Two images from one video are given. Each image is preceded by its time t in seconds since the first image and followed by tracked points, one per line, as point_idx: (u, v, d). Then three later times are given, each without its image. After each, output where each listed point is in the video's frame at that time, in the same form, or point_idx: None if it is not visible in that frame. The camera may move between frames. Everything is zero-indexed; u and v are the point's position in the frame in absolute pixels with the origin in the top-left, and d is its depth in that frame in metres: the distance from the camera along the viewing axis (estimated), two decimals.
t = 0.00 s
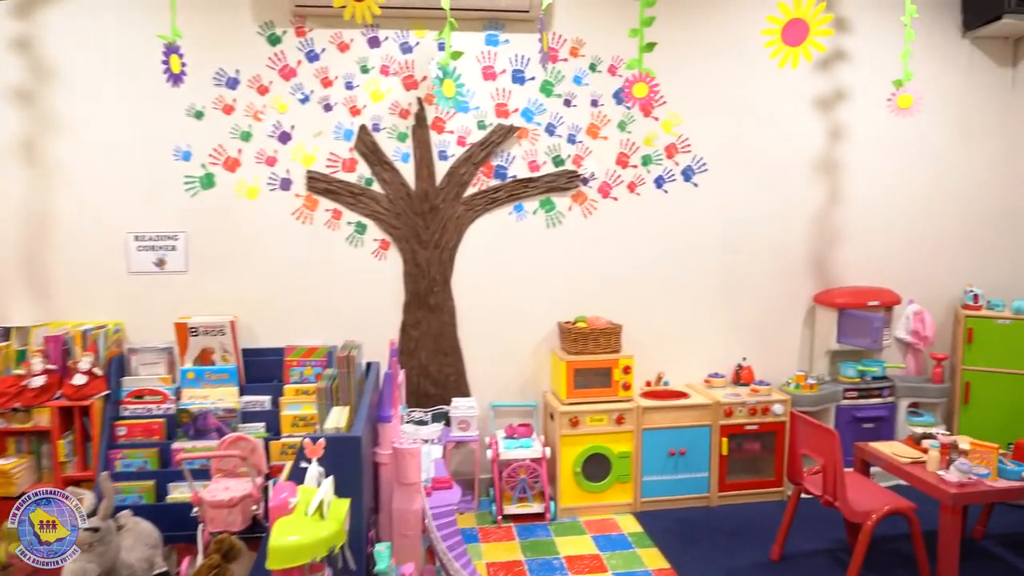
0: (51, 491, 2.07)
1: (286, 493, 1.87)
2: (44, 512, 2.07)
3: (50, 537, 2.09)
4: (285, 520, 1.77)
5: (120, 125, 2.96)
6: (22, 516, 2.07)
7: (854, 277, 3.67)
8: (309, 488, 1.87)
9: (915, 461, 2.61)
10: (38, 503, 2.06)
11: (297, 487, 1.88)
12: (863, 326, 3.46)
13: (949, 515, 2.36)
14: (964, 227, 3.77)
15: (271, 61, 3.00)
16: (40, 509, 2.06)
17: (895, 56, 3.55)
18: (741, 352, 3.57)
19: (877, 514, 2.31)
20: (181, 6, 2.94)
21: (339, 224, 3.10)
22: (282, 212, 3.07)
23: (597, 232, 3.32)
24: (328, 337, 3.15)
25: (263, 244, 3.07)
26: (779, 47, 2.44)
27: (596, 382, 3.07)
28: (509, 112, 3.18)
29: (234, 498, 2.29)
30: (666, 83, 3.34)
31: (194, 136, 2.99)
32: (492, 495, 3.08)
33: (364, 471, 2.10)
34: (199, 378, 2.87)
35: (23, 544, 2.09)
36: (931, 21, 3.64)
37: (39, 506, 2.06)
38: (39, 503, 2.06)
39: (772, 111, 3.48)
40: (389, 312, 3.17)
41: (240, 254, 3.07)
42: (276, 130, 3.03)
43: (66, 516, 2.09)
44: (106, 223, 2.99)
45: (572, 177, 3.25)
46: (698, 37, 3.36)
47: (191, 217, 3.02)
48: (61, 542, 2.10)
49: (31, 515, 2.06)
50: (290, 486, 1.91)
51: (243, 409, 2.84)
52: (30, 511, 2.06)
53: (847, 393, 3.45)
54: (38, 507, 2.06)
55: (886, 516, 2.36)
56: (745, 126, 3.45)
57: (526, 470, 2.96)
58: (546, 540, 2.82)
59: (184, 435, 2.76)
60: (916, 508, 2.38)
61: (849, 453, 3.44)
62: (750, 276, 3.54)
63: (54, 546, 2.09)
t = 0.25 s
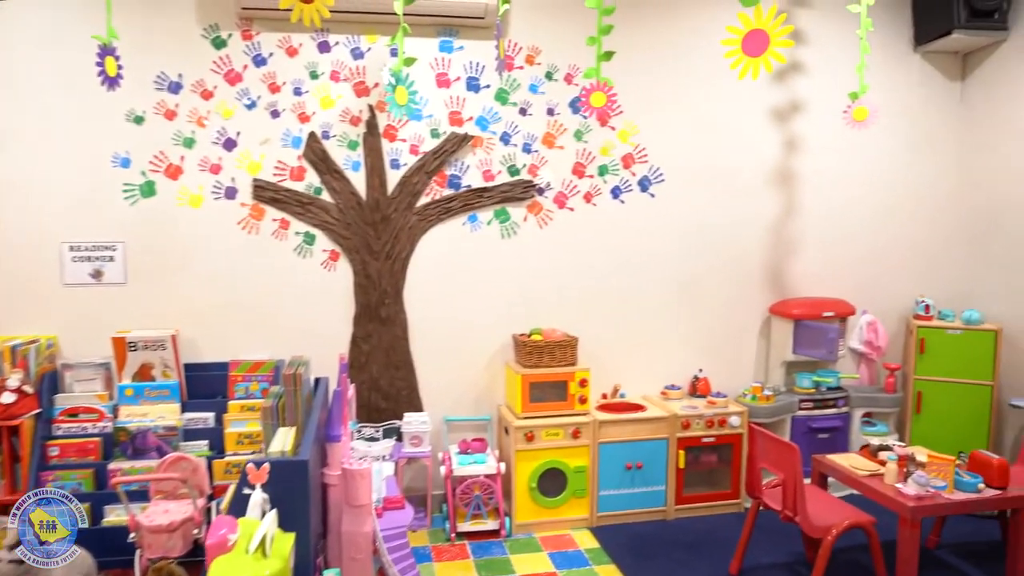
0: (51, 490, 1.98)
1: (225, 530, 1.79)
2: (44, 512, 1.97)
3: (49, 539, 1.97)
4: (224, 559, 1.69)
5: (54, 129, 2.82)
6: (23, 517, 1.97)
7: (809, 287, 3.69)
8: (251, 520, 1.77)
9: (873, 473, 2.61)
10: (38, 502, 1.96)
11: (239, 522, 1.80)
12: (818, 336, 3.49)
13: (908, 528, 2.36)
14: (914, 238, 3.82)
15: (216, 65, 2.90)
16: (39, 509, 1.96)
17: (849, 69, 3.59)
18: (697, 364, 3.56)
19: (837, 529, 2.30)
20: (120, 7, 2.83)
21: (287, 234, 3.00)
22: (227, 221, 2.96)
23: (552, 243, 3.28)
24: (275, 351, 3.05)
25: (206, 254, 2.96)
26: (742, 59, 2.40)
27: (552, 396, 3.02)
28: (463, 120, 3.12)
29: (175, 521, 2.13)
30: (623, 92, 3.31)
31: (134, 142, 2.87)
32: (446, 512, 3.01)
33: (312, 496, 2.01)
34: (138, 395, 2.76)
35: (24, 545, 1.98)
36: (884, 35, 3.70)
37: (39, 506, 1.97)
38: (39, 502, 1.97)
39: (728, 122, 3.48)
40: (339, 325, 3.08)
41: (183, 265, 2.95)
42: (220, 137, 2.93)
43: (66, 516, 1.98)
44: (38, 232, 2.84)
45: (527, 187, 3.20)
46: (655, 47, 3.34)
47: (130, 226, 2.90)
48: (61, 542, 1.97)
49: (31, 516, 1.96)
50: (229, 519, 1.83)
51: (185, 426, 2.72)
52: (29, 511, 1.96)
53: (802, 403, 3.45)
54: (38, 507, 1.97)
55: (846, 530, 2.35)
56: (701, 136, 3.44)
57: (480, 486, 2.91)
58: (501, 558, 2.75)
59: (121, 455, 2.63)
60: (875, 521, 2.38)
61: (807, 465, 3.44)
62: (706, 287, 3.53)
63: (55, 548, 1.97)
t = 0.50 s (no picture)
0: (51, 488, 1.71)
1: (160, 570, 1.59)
2: (44, 511, 1.69)
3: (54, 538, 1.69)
4: None
5: None
6: (20, 517, 1.69)
7: (762, 299, 3.70)
8: (187, 559, 1.62)
9: (830, 489, 2.64)
10: (39, 500, 1.69)
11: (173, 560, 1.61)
12: (772, 349, 3.49)
13: (866, 545, 2.39)
14: (865, 250, 3.87)
15: (156, 66, 2.78)
16: (40, 508, 1.68)
17: (801, 83, 3.62)
18: (652, 377, 3.53)
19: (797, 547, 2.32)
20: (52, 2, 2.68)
21: (231, 243, 2.88)
22: (166, 229, 2.83)
23: (507, 254, 3.22)
24: (218, 365, 2.92)
25: (144, 264, 2.82)
26: (701, 70, 2.39)
27: (505, 411, 2.95)
28: (415, 128, 3.05)
29: (108, 549, 1.88)
30: (579, 101, 3.28)
31: (68, 144, 2.72)
32: (397, 531, 2.91)
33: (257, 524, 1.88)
34: (69, 412, 2.61)
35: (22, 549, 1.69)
36: (836, 49, 3.74)
37: (40, 505, 1.69)
38: (40, 501, 1.70)
39: (683, 134, 3.47)
40: (285, 338, 2.97)
41: (119, 274, 2.80)
42: (160, 141, 2.80)
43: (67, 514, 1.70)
44: None
45: (480, 197, 3.14)
46: (611, 56, 3.32)
47: (62, 234, 2.75)
48: (61, 542, 1.69)
49: (31, 515, 1.69)
50: (164, 559, 1.64)
51: (120, 445, 2.58)
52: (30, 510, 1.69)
53: (757, 416, 3.45)
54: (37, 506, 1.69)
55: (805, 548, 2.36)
56: (656, 147, 3.43)
57: (432, 504, 2.83)
58: None
59: (49, 476, 2.42)
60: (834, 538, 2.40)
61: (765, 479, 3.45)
62: (661, 299, 3.51)
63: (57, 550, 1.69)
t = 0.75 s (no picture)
0: (51, 489, 1.64)
1: None
2: (45, 511, 1.63)
3: (51, 539, 1.63)
4: None
5: None
6: (18, 516, 1.62)
7: (716, 311, 3.68)
8: None
9: (788, 504, 2.61)
10: (38, 501, 1.63)
11: None
12: (727, 361, 3.46)
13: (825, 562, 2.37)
14: (816, 262, 3.89)
15: (87, 60, 2.59)
16: (40, 508, 1.62)
17: (755, 94, 3.63)
18: (607, 391, 3.47)
19: (758, 566, 2.27)
20: None
21: (167, 251, 2.71)
22: (95, 236, 2.64)
23: (460, 264, 3.12)
24: (151, 381, 2.73)
25: (70, 273, 2.63)
26: (661, 79, 2.33)
27: (457, 427, 2.85)
28: (366, 132, 2.93)
29: None
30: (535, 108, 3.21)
31: None
32: (343, 555, 2.77)
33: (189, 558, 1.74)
34: None
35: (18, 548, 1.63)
36: (789, 62, 3.75)
37: (39, 506, 1.63)
38: (40, 502, 1.63)
39: (639, 143, 3.43)
40: (224, 352, 2.80)
41: (42, 284, 2.60)
42: (91, 141, 2.61)
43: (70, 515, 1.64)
44: None
45: (433, 206, 3.03)
46: (567, 63, 3.26)
47: None
48: (61, 542, 1.63)
49: (31, 514, 1.62)
50: None
51: (40, 468, 2.40)
52: (29, 509, 1.62)
53: (712, 429, 3.42)
54: (37, 506, 1.63)
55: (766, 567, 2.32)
56: (613, 156, 3.38)
57: (381, 527, 2.68)
58: None
59: None
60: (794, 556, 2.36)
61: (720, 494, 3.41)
62: (617, 311, 3.46)
63: (54, 549, 1.63)
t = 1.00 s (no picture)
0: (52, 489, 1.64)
1: None
2: (45, 510, 1.60)
3: (52, 540, 1.57)
4: None
5: None
6: (18, 517, 1.59)
7: (672, 323, 3.65)
8: None
9: (746, 516, 2.55)
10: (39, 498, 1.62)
11: None
12: (684, 373, 3.43)
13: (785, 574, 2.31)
14: (769, 274, 3.90)
15: (9, 53, 2.42)
16: (40, 506, 1.60)
17: (711, 107, 3.63)
18: (564, 405, 3.40)
19: None
20: None
21: (96, 260, 2.54)
22: (16, 244, 2.45)
23: (412, 276, 3.01)
24: (79, 400, 2.55)
25: None
26: (622, 88, 2.29)
27: (410, 445, 2.74)
28: (315, 137, 2.80)
29: None
30: (492, 115, 3.13)
31: None
32: None
33: None
34: None
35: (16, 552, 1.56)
36: (745, 74, 3.76)
37: (40, 504, 1.61)
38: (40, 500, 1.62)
39: (597, 154, 3.38)
40: (160, 368, 2.64)
41: None
42: (12, 140, 2.43)
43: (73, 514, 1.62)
44: None
45: (385, 214, 2.92)
46: (525, 70, 3.19)
47: None
48: (62, 542, 1.56)
49: (30, 514, 1.59)
50: None
51: None
52: (29, 508, 1.59)
53: (670, 442, 3.38)
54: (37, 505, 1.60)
55: None
56: (570, 166, 3.32)
57: (328, 552, 2.55)
58: None
59: None
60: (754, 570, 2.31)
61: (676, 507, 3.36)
62: (573, 323, 3.39)
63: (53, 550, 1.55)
